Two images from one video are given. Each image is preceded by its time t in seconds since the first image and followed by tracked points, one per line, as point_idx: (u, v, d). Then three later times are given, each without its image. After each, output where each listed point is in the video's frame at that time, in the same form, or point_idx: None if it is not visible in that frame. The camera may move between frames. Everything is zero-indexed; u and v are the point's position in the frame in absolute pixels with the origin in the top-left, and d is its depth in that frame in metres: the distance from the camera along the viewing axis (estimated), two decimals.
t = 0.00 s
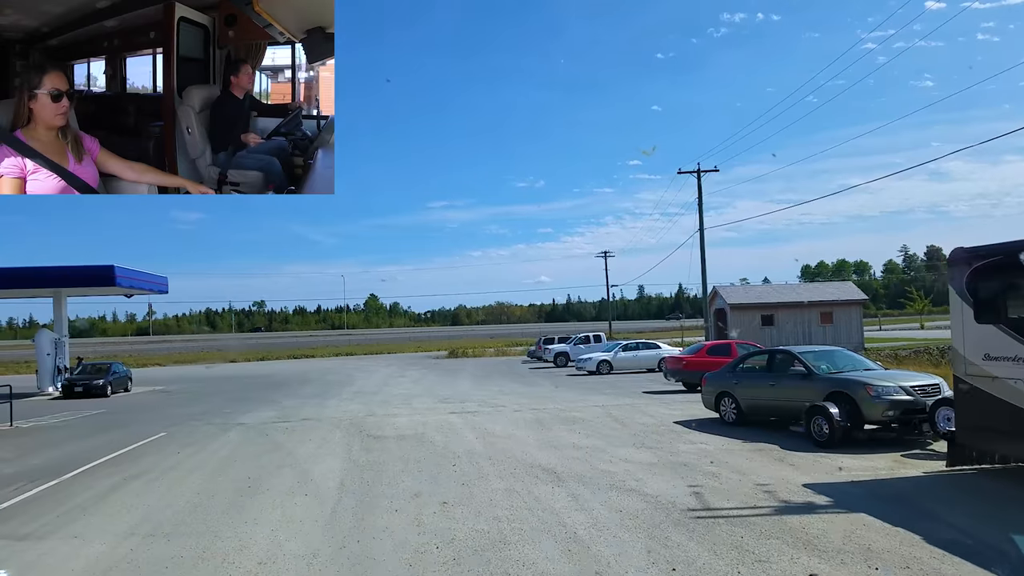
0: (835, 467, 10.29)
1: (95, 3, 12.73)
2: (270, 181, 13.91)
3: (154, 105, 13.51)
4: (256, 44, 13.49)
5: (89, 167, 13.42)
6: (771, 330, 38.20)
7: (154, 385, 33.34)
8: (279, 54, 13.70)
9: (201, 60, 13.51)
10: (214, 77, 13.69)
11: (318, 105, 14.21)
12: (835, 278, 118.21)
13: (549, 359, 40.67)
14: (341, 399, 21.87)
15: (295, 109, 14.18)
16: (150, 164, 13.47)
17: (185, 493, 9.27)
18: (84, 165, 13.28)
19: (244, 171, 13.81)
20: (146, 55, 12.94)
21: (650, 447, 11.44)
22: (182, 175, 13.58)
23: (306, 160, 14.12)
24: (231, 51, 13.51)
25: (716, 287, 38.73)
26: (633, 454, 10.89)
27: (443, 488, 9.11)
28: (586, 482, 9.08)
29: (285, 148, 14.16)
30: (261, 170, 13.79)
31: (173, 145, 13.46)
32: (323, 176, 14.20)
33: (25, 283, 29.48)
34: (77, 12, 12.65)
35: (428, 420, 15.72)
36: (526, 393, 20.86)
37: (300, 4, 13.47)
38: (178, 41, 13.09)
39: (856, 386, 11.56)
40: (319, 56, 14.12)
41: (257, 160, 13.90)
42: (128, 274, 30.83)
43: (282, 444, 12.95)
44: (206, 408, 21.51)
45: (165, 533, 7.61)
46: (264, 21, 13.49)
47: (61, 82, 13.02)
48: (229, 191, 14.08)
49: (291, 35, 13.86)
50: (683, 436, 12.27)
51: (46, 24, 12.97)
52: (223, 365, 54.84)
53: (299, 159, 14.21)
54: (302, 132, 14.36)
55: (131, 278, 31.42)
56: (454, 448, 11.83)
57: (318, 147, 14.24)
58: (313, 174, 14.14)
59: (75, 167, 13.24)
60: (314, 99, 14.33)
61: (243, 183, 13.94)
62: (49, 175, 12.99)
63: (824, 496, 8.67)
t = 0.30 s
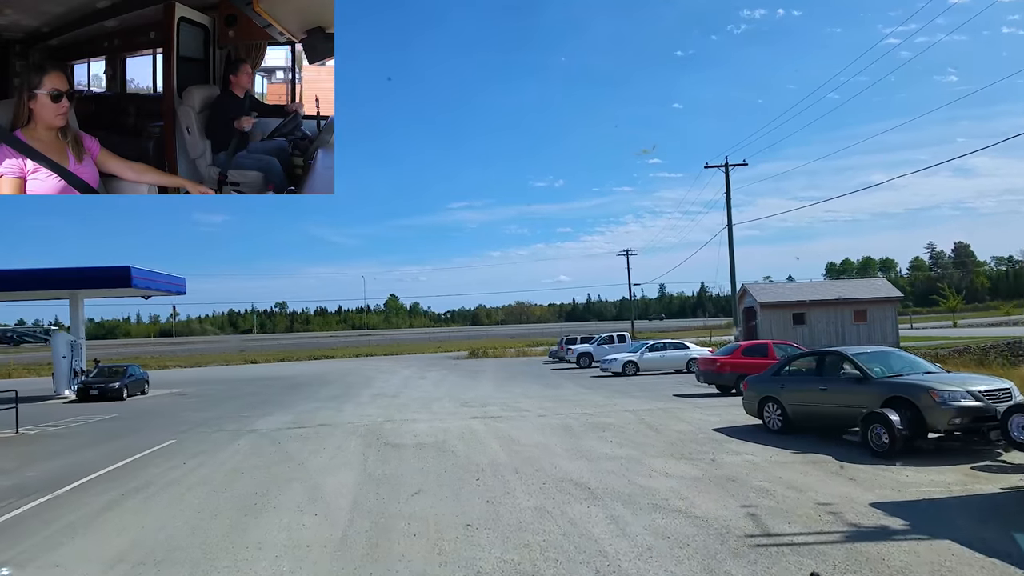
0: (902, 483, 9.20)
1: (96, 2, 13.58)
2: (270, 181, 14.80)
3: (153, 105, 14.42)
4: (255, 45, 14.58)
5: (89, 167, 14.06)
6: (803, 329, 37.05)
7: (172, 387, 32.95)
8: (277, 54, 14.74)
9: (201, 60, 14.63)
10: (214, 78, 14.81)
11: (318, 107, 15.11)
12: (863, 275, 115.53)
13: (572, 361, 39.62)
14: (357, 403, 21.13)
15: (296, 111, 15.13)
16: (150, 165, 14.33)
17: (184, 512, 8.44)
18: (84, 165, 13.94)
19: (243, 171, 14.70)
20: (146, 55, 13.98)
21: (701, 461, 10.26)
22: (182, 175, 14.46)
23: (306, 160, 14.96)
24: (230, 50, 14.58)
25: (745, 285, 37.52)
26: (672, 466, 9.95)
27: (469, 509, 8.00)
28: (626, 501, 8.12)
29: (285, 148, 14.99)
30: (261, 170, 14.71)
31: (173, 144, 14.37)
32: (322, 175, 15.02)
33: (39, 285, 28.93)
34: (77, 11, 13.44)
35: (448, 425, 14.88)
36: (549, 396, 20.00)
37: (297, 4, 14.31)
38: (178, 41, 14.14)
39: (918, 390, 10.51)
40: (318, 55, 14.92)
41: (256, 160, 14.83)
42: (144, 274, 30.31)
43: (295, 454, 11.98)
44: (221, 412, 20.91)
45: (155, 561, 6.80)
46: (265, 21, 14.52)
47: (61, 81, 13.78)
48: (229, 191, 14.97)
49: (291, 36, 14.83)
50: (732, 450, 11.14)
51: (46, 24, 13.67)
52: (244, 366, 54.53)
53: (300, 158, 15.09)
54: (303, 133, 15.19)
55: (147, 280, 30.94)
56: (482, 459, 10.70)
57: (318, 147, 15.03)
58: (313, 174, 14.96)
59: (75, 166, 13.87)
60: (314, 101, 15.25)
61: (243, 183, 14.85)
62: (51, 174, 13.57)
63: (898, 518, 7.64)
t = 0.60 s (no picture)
0: (979, 503, 8.16)
1: (96, 2, 14.40)
2: (270, 180, 15.59)
3: (152, 105, 15.21)
4: (256, 44, 15.44)
5: (89, 166, 14.75)
6: (834, 329, 35.71)
7: (188, 388, 32.58)
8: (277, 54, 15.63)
9: (201, 59, 15.48)
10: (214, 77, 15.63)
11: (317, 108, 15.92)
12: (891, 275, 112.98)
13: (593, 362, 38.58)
14: (372, 405, 20.37)
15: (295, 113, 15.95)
16: (150, 165, 15.11)
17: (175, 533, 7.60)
18: (84, 164, 14.63)
19: (243, 172, 15.62)
20: (147, 54, 14.82)
21: (750, 479, 9.22)
22: (182, 174, 15.23)
23: (305, 160, 15.78)
24: (230, 50, 15.44)
25: (773, 284, 36.30)
26: (719, 483, 8.93)
27: (492, 532, 7.06)
28: (671, 525, 7.16)
29: (286, 148, 15.83)
30: (260, 170, 15.57)
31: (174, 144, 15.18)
32: (320, 176, 15.81)
33: (56, 285, 28.65)
34: (77, 11, 14.20)
35: (467, 430, 14.05)
36: (571, 399, 19.10)
37: (296, 4, 15.12)
38: (178, 41, 14.98)
39: (985, 398, 9.45)
40: (319, 55, 15.75)
41: (256, 160, 15.73)
42: (157, 273, 29.73)
43: (303, 464, 11.05)
44: (231, 413, 20.29)
45: None
46: (265, 21, 15.38)
47: (60, 81, 14.52)
48: (229, 190, 15.77)
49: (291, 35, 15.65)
50: (781, 465, 10.09)
51: (46, 25, 14.40)
52: (264, 367, 54.17)
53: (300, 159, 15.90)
54: (302, 133, 15.98)
55: (163, 280, 30.47)
56: (506, 471, 9.69)
57: (317, 147, 15.81)
58: (313, 174, 15.80)
59: (76, 166, 14.57)
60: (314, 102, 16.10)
61: (243, 183, 15.67)
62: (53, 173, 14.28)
63: (991, 548, 6.61)
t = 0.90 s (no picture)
0: None
1: (96, 3, 15.97)
2: (271, 180, 17.22)
3: (151, 105, 16.87)
4: (255, 44, 17.13)
5: (89, 165, 16.38)
6: (865, 330, 34.49)
7: (200, 388, 32.04)
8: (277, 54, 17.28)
9: (201, 59, 17.20)
10: (212, 78, 17.29)
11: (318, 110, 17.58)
12: (917, 275, 110.42)
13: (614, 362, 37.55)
14: (385, 405, 19.59)
15: (297, 115, 17.58)
16: (150, 164, 16.81)
17: (160, 552, 6.82)
18: (84, 163, 16.26)
19: (244, 171, 17.29)
20: (147, 54, 16.44)
21: (804, 497, 8.21)
22: (181, 175, 16.89)
23: (305, 160, 17.37)
24: (231, 49, 17.18)
25: (801, 282, 35.13)
26: (770, 502, 7.92)
27: (516, 560, 6.16)
28: (720, 554, 6.21)
29: (286, 148, 17.44)
30: (261, 171, 17.18)
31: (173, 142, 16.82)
32: (319, 174, 17.40)
33: (68, 278, 28.20)
34: (77, 11, 15.86)
35: (483, 434, 13.13)
36: (592, 401, 18.22)
37: (296, 6, 16.81)
38: (177, 41, 16.67)
39: None
40: (320, 54, 17.38)
41: (257, 161, 17.34)
42: (169, 269, 29.22)
43: (308, 472, 10.00)
44: (238, 412, 19.56)
45: None
46: (265, 21, 17.13)
47: (63, 80, 16.19)
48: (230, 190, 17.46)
49: (291, 35, 17.32)
50: (837, 480, 9.04)
51: (45, 25, 16.09)
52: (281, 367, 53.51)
53: (300, 158, 17.49)
54: (303, 134, 17.54)
55: (175, 276, 29.94)
56: (529, 484, 8.73)
57: (318, 148, 17.40)
58: (311, 173, 17.35)
59: (77, 165, 16.19)
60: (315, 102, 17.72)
61: (244, 183, 17.35)
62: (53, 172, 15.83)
63: None
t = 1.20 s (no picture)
0: None
1: (96, 2, 15.78)
2: (271, 179, 16.90)
3: (151, 105, 16.60)
4: (255, 44, 16.88)
5: (89, 165, 16.11)
6: (892, 331, 33.20)
7: (208, 387, 31.36)
8: (277, 53, 17.02)
9: (201, 59, 16.91)
10: (212, 78, 17.00)
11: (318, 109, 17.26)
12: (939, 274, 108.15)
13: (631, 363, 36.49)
14: (394, 408, 18.72)
15: (296, 114, 17.24)
16: (150, 164, 16.42)
17: None
18: (85, 162, 16.00)
19: (244, 171, 16.95)
20: (147, 54, 16.22)
21: (862, 521, 7.29)
22: (181, 174, 16.51)
23: (304, 159, 16.99)
24: (230, 49, 16.89)
25: (826, 281, 33.98)
26: (824, 527, 7.03)
27: None
28: None
29: (286, 148, 17.12)
30: (261, 170, 16.82)
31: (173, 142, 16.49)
32: (319, 174, 17.03)
33: (73, 276, 27.57)
34: (77, 11, 15.69)
35: (495, 439, 12.25)
36: (613, 405, 17.22)
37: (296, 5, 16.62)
38: (177, 41, 16.39)
39: None
40: (319, 54, 17.19)
41: (257, 161, 17.00)
42: (176, 266, 28.58)
43: (307, 485, 9.08)
44: (242, 414, 18.80)
45: None
46: (265, 22, 16.86)
47: (70, 82, 16.03)
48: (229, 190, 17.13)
49: (291, 34, 17.08)
50: (893, 499, 8.09)
51: (45, 25, 15.90)
52: (292, 364, 52.78)
53: (300, 158, 17.18)
54: (303, 133, 17.22)
55: (182, 273, 29.28)
56: (549, 502, 7.84)
57: (317, 147, 17.03)
58: (311, 173, 16.92)
59: (78, 165, 15.91)
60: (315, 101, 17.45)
61: (243, 182, 17.02)
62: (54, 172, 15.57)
63: None
